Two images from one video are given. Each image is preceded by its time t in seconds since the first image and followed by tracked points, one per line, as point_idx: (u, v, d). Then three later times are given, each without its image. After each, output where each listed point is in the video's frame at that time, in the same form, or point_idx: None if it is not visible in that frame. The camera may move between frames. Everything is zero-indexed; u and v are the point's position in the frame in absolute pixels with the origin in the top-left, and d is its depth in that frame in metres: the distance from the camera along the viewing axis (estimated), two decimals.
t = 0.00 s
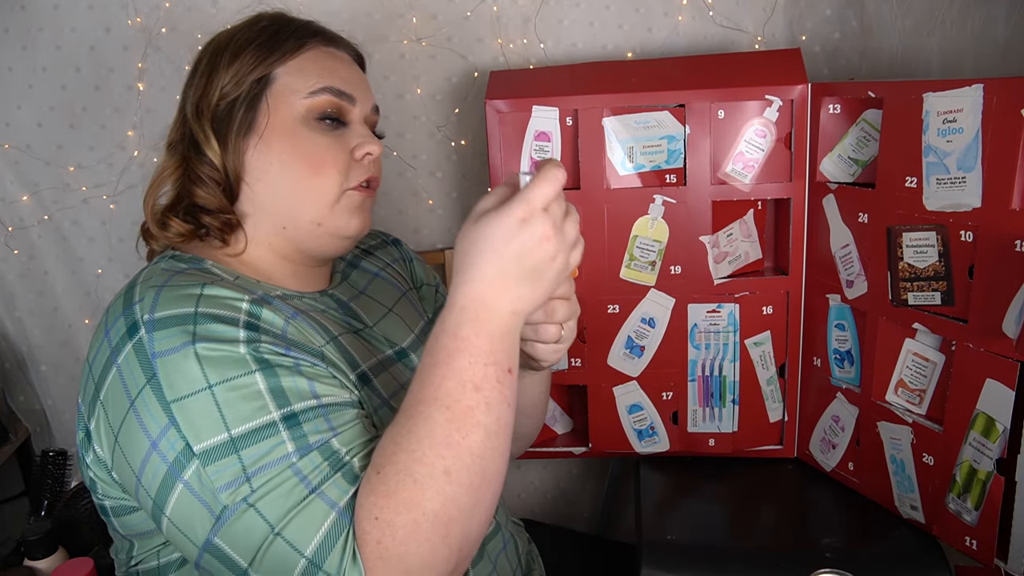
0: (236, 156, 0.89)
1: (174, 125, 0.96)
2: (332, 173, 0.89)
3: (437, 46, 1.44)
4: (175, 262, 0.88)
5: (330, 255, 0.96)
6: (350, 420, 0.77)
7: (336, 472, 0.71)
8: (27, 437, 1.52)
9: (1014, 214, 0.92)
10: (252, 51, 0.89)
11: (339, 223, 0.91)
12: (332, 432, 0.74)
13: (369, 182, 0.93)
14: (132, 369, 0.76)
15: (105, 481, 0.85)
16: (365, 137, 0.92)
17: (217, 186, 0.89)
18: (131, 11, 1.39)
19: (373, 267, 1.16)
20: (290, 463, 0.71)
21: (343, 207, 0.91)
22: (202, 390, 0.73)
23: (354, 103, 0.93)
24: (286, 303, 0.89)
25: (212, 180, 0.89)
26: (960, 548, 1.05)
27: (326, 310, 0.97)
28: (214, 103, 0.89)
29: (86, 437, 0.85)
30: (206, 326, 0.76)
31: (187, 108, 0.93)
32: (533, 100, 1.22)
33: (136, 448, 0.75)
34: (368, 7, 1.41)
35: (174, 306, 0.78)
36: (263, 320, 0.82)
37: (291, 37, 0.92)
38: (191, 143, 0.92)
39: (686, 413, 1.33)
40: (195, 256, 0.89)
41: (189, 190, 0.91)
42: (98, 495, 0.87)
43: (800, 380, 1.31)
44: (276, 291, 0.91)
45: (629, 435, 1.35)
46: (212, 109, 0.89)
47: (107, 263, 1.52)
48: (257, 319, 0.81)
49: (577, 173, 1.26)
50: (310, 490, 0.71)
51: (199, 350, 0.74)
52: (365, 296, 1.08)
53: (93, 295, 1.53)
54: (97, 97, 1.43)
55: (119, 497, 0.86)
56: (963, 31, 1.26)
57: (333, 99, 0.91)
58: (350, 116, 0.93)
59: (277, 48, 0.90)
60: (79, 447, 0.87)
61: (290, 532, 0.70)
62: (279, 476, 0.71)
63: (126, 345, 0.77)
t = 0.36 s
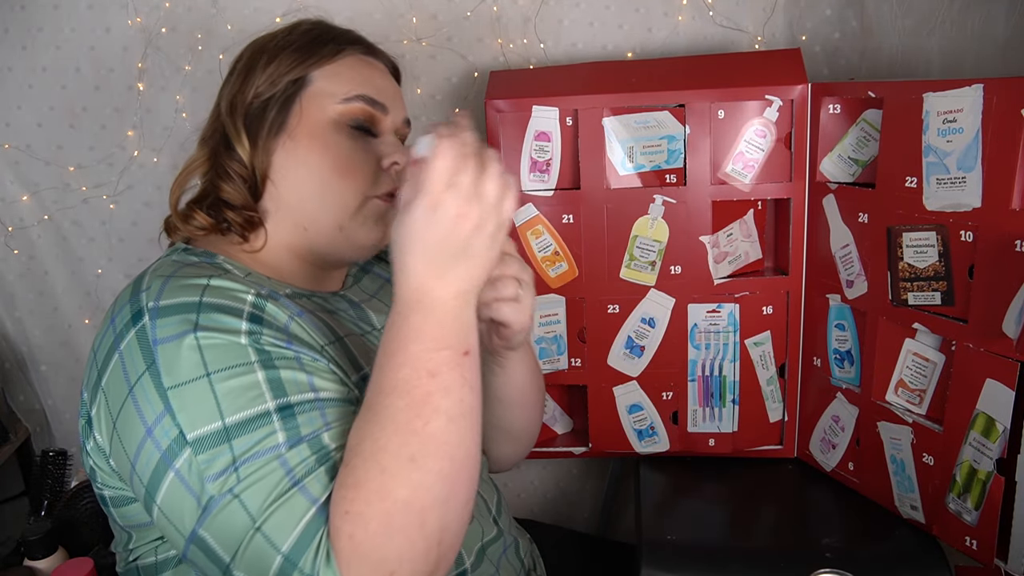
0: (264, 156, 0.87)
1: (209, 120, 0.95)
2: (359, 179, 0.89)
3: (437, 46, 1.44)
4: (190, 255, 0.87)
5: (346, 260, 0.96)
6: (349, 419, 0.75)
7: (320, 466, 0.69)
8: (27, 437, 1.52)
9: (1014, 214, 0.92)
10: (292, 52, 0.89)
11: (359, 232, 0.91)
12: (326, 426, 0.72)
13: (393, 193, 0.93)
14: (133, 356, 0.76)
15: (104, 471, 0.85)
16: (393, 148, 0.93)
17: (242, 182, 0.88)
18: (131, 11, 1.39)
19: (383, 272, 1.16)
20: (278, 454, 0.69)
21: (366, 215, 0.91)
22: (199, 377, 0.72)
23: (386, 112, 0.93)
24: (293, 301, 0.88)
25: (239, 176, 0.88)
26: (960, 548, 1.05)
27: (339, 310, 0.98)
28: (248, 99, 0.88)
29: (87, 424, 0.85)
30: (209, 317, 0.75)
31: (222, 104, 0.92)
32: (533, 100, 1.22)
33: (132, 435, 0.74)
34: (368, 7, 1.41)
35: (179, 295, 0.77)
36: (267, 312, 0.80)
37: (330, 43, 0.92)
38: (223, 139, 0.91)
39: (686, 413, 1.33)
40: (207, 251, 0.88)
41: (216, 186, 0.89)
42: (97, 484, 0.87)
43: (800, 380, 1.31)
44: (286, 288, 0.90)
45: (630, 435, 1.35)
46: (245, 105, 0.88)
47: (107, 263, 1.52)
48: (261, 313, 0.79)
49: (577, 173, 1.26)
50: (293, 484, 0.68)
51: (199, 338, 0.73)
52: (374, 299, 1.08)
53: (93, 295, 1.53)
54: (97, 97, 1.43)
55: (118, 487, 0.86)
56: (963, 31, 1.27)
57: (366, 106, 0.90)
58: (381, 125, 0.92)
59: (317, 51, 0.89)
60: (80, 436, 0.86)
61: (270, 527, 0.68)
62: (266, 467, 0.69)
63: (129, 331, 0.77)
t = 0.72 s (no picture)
0: (280, 176, 0.87)
1: (212, 118, 0.92)
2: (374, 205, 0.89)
3: (438, 46, 1.44)
4: (193, 265, 0.87)
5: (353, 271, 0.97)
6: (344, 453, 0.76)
7: (308, 504, 0.71)
8: (27, 437, 1.52)
9: (1014, 214, 0.92)
10: (312, 67, 0.86)
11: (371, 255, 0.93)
12: (318, 464, 0.73)
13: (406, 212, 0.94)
14: (134, 378, 0.75)
15: (105, 478, 0.84)
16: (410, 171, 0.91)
17: (255, 198, 0.87)
18: (131, 11, 1.39)
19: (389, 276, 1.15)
20: (268, 492, 0.71)
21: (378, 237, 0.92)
22: (196, 410, 0.72)
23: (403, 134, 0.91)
24: (298, 318, 0.87)
25: (252, 190, 0.87)
26: (960, 548, 1.05)
27: (339, 318, 0.96)
28: (265, 116, 0.86)
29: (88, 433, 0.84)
30: (211, 346, 0.75)
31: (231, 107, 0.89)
32: (533, 100, 1.22)
33: (128, 456, 0.74)
34: (368, 7, 1.42)
35: (183, 319, 0.77)
36: (270, 337, 0.80)
37: (351, 55, 0.88)
38: (231, 146, 0.89)
39: (686, 413, 1.33)
40: (213, 259, 0.88)
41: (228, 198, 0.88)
42: (99, 491, 0.86)
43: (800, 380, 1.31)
44: (292, 298, 0.90)
45: (630, 435, 1.35)
46: (260, 120, 0.86)
47: (107, 263, 1.52)
48: (264, 338, 0.79)
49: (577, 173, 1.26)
50: (280, 521, 0.70)
51: (199, 369, 0.73)
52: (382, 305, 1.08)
53: (93, 295, 1.53)
54: (97, 97, 1.43)
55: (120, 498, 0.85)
56: (963, 31, 1.22)
57: (386, 131, 0.89)
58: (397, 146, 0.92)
59: (337, 66, 0.87)
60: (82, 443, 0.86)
61: (253, 564, 0.70)
62: (254, 504, 0.71)
63: (132, 353, 0.76)
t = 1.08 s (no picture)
0: (279, 180, 0.87)
1: (209, 122, 0.92)
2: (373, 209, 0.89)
3: (437, 46, 1.44)
4: (192, 266, 0.87)
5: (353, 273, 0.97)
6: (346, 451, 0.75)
7: (312, 504, 0.71)
8: (27, 437, 1.52)
9: (1014, 213, 0.92)
10: (312, 69, 0.86)
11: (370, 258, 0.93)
12: (322, 463, 0.73)
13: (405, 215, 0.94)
14: (133, 380, 0.75)
15: (103, 483, 0.84)
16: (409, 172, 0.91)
17: (254, 202, 0.88)
18: (131, 11, 1.39)
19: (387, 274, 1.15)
20: (271, 492, 0.71)
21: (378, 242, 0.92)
22: (198, 410, 0.72)
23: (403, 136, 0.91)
24: (298, 318, 0.87)
25: (251, 195, 0.87)
26: (960, 548, 1.05)
27: (338, 319, 0.96)
28: (264, 120, 0.86)
29: (87, 438, 0.84)
30: (211, 345, 0.74)
31: (229, 111, 0.89)
32: (533, 100, 1.22)
33: (128, 459, 0.74)
34: (368, 7, 1.41)
35: (183, 319, 0.77)
36: (271, 336, 0.80)
37: (351, 59, 0.88)
38: (230, 149, 0.89)
39: (686, 413, 1.33)
40: (212, 260, 0.89)
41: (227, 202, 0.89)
42: (97, 496, 0.86)
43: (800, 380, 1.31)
44: (292, 298, 0.90)
45: (630, 435, 1.35)
46: (258, 123, 0.86)
47: (107, 264, 1.52)
48: (264, 338, 0.79)
49: (577, 173, 1.26)
50: (284, 519, 0.70)
51: (199, 369, 0.73)
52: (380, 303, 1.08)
53: (93, 295, 1.53)
54: (97, 97, 1.43)
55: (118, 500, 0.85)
56: (963, 30, 1.23)
57: (385, 133, 0.89)
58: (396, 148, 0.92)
59: (337, 69, 0.86)
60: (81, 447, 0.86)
61: (258, 565, 0.70)
62: (258, 503, 0.70)
63: (132, 354, 0.76)
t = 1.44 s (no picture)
0: (222, 179, 0.89)
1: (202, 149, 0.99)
2: (306, 189, 0.84)
3: (437, 46, 1.44)
4: (189, 263, 0.87)
5: (338, 270, 0.92)
6: (278, 496, 0.71)
7: (234, 548, 0.68)
8: (27, 437, 1.52)
9: (1014, 213, 0.92)
10: (224, 58, 0.87)
11: (322, 243, 0.86)
12: (250, 509, 0.69)
13: (352, 192, 0.87)
14: (104, 378, 0.73)
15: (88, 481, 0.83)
16: (341, 146, 0.86)
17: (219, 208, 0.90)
18: (131, 11, 1.39)
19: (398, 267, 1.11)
20: (193, 527, 0.68)
21: (326, 226, 0.86)
22: (145, 424, 0.69)
23: (329, 109, 0.87)
24: (277, 328, 0.84)
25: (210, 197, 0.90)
26: (960, 548, 1.05)
27: (330, 322, 0.93)
28: (198, 124, 0.88)
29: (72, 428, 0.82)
30: (177, 358, 0.72)
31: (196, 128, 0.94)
32: (533, 100, 1.22)
33: (83, 452, 0.72)
34: (368, 7, 1.41)
35: (158, 324, 0.75)
36: (243, 349, 0.78)
37: (261, 40, 0.87)
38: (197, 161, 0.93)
39: (686, 413, 1.33)
40: (209, 259, 0.88)
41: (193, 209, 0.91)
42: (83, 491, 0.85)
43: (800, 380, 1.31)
44: (285, 302, 0.88)
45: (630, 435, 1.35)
46: (193, 125, 0.89)
47: (107, 263, 1.52)
48: (229, 357, 0.76)
49: (577, 173, 1.26)
50: (204, 563, 0.67)
51: (159, 382, 0.70)
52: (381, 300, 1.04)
53: (93, 295, 1.53)
54: (97, 97, 1.43)
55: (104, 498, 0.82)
56: (963, 30, 1.23)
57: (298, 106, 0.85)
58: (324, 120, 0.87)
59: (244, 49, 0.87)
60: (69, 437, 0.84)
61: None
62: (177, 537, 0.67)
63: (111, 351, 0.74)
